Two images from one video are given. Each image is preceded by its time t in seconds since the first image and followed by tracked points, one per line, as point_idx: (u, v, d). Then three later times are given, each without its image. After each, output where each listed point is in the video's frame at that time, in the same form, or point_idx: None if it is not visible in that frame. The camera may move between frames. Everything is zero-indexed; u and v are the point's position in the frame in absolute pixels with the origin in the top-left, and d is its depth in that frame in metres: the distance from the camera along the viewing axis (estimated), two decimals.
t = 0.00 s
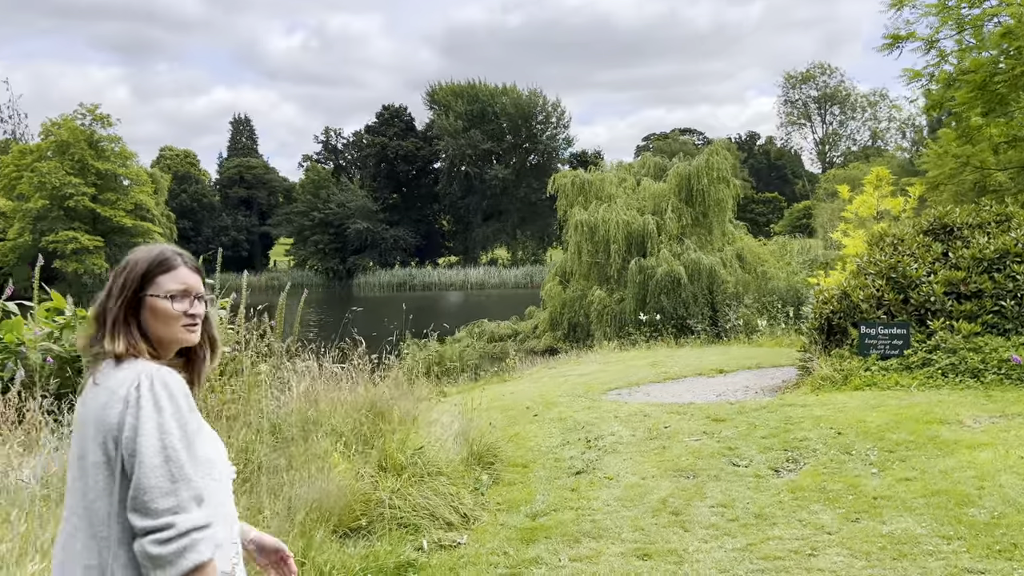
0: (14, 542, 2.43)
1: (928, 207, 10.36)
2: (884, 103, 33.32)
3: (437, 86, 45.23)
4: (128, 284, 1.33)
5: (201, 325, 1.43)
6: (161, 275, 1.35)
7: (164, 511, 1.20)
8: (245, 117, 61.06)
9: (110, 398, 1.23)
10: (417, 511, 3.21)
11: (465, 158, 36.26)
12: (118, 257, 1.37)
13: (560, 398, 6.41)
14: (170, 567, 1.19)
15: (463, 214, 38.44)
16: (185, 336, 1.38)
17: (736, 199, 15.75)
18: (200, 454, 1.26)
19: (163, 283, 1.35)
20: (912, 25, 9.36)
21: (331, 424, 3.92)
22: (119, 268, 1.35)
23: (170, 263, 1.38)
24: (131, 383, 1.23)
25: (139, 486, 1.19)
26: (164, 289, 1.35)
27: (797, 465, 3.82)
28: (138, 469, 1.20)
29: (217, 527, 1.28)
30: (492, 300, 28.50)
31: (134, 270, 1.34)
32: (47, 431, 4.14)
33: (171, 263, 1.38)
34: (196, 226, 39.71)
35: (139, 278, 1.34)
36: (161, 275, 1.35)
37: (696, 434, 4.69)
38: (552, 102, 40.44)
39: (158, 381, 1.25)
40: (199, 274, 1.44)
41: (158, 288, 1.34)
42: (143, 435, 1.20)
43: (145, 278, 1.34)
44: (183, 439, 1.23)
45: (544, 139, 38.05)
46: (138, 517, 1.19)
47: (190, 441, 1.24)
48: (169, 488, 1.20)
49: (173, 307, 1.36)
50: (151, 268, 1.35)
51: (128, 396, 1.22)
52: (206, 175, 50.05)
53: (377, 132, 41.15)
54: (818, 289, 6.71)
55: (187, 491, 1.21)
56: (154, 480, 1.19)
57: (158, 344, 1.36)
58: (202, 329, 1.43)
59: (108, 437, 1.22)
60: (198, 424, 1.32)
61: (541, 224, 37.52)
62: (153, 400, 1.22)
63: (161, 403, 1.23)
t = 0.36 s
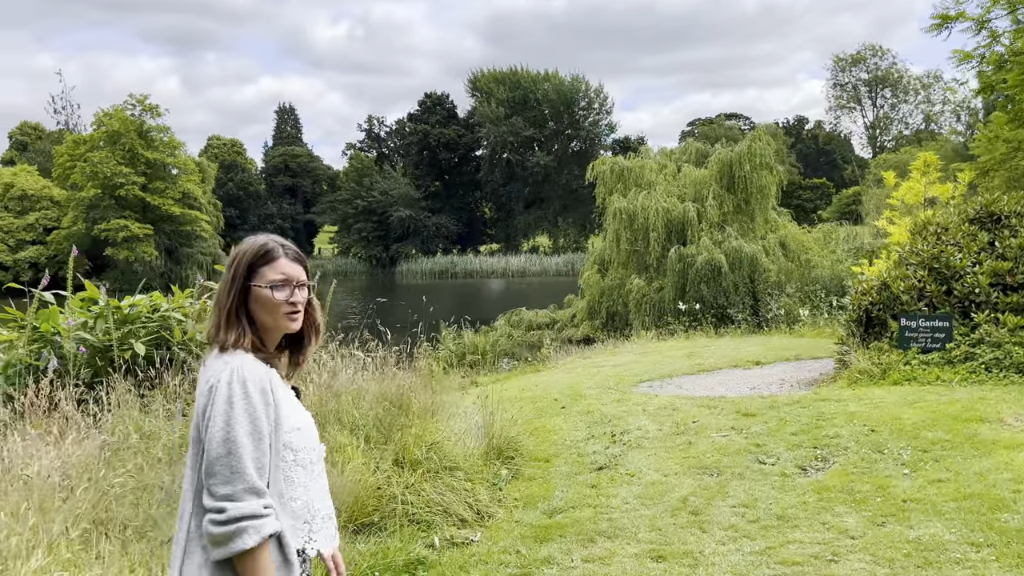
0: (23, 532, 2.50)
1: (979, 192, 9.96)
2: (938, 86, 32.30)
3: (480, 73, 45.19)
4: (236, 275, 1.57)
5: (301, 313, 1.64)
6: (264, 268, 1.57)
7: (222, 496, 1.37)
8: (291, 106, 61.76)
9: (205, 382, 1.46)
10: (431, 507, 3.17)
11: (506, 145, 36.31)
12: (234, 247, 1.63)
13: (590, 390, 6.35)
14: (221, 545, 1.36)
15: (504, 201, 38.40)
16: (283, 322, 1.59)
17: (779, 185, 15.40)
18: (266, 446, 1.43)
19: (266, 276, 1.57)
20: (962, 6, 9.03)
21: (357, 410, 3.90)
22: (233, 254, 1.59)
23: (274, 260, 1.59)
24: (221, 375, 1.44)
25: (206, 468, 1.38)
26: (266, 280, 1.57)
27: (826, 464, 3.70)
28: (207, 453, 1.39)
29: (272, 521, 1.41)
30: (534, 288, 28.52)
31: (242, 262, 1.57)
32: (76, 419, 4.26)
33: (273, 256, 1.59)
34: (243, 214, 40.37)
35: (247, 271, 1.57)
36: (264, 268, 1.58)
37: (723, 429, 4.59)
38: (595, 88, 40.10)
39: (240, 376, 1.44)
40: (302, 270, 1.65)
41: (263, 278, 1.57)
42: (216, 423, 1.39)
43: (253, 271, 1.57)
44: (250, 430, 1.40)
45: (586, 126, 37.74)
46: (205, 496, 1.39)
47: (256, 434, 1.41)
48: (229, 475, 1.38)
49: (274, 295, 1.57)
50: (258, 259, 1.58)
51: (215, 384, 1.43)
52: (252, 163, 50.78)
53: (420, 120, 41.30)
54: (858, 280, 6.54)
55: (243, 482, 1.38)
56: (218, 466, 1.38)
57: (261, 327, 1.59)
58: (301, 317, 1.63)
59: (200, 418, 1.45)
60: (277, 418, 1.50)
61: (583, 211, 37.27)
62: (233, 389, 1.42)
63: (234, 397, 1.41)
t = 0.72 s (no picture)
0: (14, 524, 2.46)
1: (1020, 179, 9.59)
2: (983, 69, 31.39)
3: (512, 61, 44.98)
4: (295, 261, 1.59)
5: (356, 301, 1.63)
6: (321, 255, 1.58)
7: (256, 468, 1.36)
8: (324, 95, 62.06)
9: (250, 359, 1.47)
10: (433, 504, 3.10)
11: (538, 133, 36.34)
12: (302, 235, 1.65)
13: (610, 382, 6.24)
14: (255, 514, 1.34)
15: (536, 190, 38.22)
16: (334, 310, 1.59)
17: (814, 173, 15.07)
18: (300, 423, 1.42)
19: (322, 263, 1.58)
20: None
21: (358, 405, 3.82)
22: (298, 241, 1.61)
23: (332, 248, 1.59)
24: (264, 353, 1.45)
25: (241, 440, 1.38)
26: (321, 267, 1.57)
27: (847, 463, 3.55)
28: (245, 425, 1.39)
29: (304, 498, 1.39)
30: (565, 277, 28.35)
31: (300, 250, 1.59)
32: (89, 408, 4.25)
33: (330, 244, 1.59)
34: (277, 203, 40.74)
35: (308, 258, 1.58)
36: (323, 255, 1.58)
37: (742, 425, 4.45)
38: (628, 75, 39.66)
39: (281, 353, 1.45)
40: (361, 260, 1.65)
41: (319, 266, 1.58)
42: (256, 394, 1.39)
43: (314, 257, 1.58)
44: (286, 405, 1.40)
45: (619, 113, 37.37)
46: (241, 467, 1.38)
47: (291, 410, 1.41)
48: (265, 447, 1.37)
49: (327, 282, 1.57)
50: (317, 246, 1.58)
51: (258, 361, 1.45)
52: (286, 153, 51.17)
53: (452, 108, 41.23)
54: (888, 269, 6.30)
55: (278, 455, 1.37)
56: (253, 437, 1.37)
57: (313, 312, 1.59)
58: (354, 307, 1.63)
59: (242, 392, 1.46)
60: (314, 398, 1.49)
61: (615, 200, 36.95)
62: (273, 366, 1.42)
63: (273, 371, 1.41)
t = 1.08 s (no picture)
0: None
1: None
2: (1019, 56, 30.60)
3: (537, 50, 44.71)
4: (331, 248, 1.51)
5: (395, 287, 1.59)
6: (364, 239, 1.53)
7: (297, 454, 1.33)
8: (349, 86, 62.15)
9: (288, 350, 1.44)
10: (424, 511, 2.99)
11: (564, 123, 35.97)
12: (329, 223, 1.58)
13: (623, 380, 6.10)
14: (298, 501, 1.31)
15: (561, 180, 37.97)
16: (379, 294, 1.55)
17: (841, 163, 14.72)
18: (340, 407, 1.37)
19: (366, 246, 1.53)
20: None
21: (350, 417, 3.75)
22: (333, 228, 1.54)
23: (371, 234, 1.54)
24: (300, 341, 1.42)
25: (281, 427, 1.35)
26: (365, 253, 1.52)
27: (862, 472, 3.38)
28: (284, 414, 1.36)
29: (348, 482, 1.34)
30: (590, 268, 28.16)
31: (340, 235, 1.52)
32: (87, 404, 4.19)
33: (370, 229, 1.56)
34: (303, 194, 40.89)
35: (347, 244, 1.52)
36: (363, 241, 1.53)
37: (755, 427, 4.29)
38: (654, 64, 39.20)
39: (317, 338, 1.41)
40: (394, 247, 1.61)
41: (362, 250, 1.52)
42: (293, 381, 1.37)
43: (355, 242, 1.53)
44: (323, 390, 1.36)
45: (645, 102, 36.96)
46: (282, 456, 1.35)
47: (330, 394, 1.37)
48: (304, 433, 1.34)
49: (372, 266, 1.53)
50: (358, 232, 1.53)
51: (296, 349, 1.41)
52: (312, 144, 51.31)
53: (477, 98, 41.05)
54: (914, 264, 6.07)
55: (316, 439, 1.33)
56: (292, 425, 1.34)
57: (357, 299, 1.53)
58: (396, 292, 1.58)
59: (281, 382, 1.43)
60: (355, 381, 1.45)
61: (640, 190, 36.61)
62: (310, 352, 1.39)
63: (310, 357, 1.38)
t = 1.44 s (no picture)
0: None
1: None
2: None
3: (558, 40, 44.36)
4: (344, 231, 1.47)
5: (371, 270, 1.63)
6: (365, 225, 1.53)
7: (327, 447, 1.30)
8: (370, 76, 62.15)
9: (306, 338, 1.36)
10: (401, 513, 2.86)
11: (585, 112, 35.65)
12: (309, 207, 1.50)
13: (628, 375, 5.96)
14: (330, 496, 1.29)
15: (581, 170, 37.69)
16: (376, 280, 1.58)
17: (863, 152, 14.38)
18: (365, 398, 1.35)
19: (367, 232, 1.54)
20: None
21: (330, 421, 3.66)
22: (327, 209, 1.48)
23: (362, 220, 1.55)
24: (319, 330, 1.35)
25: (309, 421, 1.30)
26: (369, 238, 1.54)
27: (866, 474, 3.21)
28: (310, 405, 1.32)
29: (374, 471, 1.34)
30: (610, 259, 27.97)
31: (348, 219, 1.49)
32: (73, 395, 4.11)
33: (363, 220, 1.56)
34: (324, 185, 40.95)
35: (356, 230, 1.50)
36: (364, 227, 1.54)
37: (755, 425, 4.13)
38: (677, 53, 38.75)
39: (339, 325, 1.36)
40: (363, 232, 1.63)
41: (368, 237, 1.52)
42: (321, 373, 1.31)
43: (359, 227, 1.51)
44: (354, 382, 1.33)
45: (667, 92, 36.50)
46: (308, 448, 1.31)
47: (357, 386, 1.34)
48: (335, 426, 1.31)
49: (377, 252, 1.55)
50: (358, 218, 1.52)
51: (316, 339, 1.34)
52: (333, 135, 51.37)
53: (497, 88, 40.82)
54: (930, 255, 5.84)
55: (350, 433, 1.31)
56: (321, 418, 1.30)
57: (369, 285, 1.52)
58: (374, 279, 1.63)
59: (295, 369, 1.36)
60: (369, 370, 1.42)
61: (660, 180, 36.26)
62: (336, 340, 1.34)
63: (337, 347, 1.34)
